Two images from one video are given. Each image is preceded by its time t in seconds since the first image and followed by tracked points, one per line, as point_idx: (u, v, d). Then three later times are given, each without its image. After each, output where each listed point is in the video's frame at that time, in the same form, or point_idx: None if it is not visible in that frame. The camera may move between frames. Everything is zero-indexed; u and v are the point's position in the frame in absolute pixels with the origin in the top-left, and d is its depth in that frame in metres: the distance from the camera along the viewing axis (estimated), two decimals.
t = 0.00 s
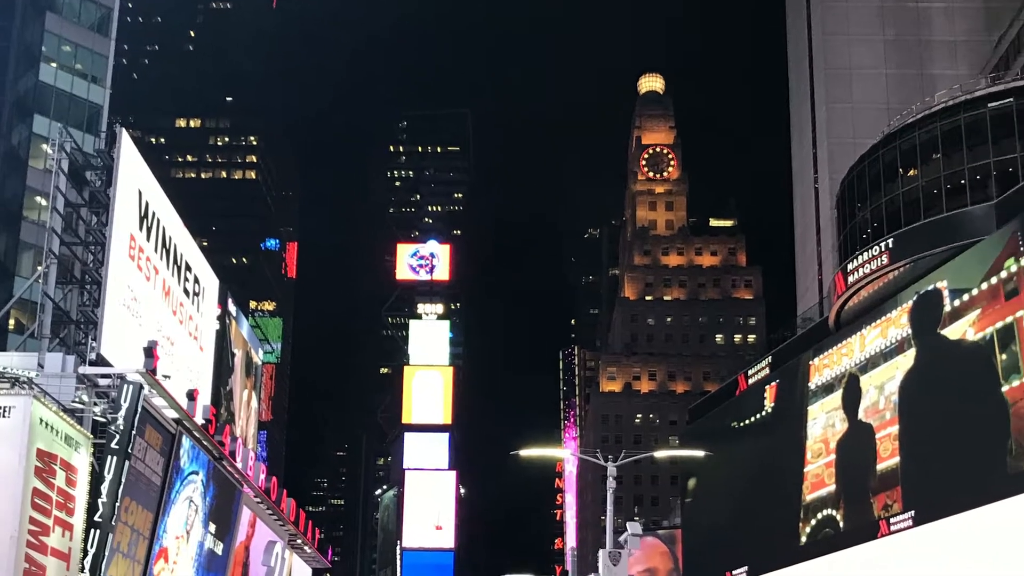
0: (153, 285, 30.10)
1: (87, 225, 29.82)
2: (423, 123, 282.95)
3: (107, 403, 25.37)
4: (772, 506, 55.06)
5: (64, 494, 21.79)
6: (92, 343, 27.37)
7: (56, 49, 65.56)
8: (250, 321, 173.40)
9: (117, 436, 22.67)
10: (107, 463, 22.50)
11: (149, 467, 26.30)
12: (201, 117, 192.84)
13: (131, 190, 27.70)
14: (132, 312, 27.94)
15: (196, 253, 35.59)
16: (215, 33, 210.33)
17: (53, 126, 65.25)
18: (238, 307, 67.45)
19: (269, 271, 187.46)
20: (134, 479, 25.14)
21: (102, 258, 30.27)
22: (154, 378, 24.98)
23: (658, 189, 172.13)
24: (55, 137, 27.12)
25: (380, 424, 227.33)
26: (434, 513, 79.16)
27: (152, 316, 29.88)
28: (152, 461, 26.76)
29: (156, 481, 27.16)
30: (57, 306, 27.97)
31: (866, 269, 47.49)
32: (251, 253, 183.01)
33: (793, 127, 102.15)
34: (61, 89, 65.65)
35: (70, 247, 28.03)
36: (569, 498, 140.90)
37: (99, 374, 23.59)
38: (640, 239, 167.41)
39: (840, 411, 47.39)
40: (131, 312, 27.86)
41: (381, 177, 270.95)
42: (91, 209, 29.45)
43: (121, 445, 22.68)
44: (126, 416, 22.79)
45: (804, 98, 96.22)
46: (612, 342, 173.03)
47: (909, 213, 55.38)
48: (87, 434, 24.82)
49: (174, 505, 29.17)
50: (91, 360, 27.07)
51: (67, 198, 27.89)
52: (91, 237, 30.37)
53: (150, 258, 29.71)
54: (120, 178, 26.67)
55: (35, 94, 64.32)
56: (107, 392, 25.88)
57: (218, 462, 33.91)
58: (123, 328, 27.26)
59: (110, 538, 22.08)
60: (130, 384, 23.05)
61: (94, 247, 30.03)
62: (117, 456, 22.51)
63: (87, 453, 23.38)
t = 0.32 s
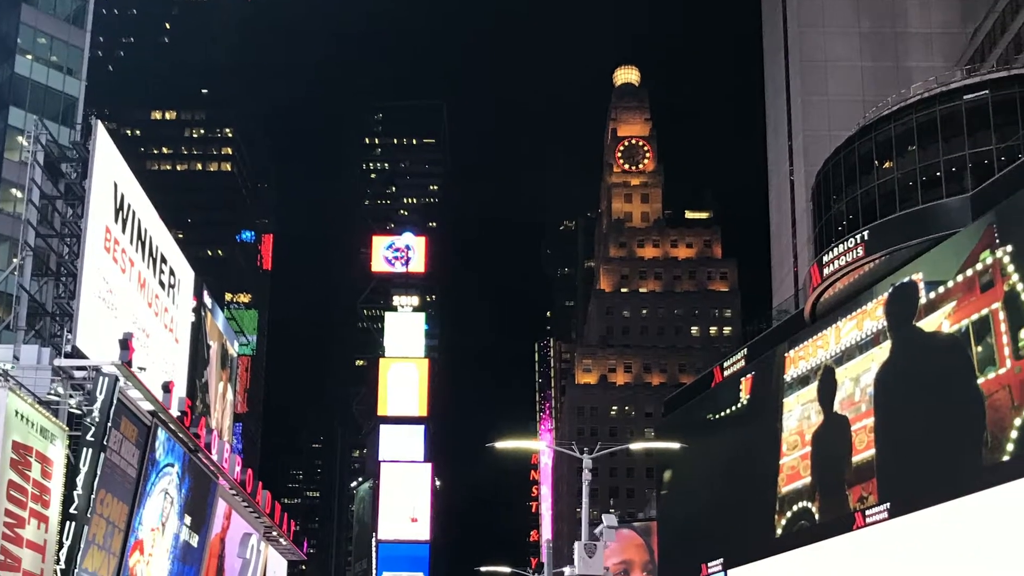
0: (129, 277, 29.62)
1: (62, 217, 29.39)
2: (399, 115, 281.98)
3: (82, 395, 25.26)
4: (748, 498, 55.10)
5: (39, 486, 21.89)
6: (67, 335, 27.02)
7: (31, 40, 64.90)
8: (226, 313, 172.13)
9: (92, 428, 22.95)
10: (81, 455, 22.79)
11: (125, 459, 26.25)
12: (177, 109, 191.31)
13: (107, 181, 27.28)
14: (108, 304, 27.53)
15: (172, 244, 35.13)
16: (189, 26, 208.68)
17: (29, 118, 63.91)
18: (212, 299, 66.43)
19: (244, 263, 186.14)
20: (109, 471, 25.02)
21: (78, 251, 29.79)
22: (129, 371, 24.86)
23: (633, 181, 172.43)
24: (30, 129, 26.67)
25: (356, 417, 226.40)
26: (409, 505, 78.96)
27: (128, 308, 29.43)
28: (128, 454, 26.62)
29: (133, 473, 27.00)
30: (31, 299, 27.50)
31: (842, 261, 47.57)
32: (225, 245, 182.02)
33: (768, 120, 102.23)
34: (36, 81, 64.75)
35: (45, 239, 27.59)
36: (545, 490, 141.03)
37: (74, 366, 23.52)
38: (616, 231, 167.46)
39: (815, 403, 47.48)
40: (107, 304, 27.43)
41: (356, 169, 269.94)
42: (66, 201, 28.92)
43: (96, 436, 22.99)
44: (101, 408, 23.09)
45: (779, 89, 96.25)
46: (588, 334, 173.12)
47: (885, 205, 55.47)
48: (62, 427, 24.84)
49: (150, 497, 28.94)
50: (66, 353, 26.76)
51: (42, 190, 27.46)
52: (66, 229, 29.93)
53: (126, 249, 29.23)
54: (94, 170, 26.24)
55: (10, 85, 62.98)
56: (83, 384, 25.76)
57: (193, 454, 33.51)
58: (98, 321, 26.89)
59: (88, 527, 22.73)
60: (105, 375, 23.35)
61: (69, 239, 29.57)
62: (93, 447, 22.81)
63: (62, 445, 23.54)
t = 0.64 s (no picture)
0: (104, 269, 29.17)
1: (37, 208, 28.98)
2: (374, 107, 280.81)
3: (58, 387, 24.97)
4: (723, 488, 55.08)
5: (15, 478, 21.64)
6: (43, 328, 26.63)
7: (6, 33, 63.95)
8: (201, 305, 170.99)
9: (67, 421, 22.98)
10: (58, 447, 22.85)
11: (100, 451, 25.91)
12: (152, 102, 189.69)
13: (83, 173, 26.90)
14: (83, 296, 27.13)
15: (147, 236, 34.63)
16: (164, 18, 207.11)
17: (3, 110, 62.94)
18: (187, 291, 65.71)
19: (219, 255, 185.02)
20: (84, 463, 24.73)
21: (53, 242, 29.42)
22: (105, 363, 24.59)
23: (609, 173, 172.58)
24: (4, 123, 26.31)
25: (332, 409, 225.63)
26: (384, 497, 78.74)
27: (103, 299, 29.01)
28: (104, 446, 26.29)
29: (108, 466, 26.63)
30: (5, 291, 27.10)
31: (817, 253, 47.51)
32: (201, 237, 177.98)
33: (744, 111, 102.20)
34: (12, 73, 63.63)
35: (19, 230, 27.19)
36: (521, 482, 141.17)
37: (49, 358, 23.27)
38: (591, 223, 167.53)
39: (790, 395, 47.54)
40: (83, 297, 27.04)
41: (332, 161, 268.77)
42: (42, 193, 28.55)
43: (71, 429, 22.99)
44: (77, 400, 23.15)
45: (754, 82, 96.37)
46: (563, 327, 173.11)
47: (861, 197, 55.54)
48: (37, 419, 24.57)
49: (126, 489, 28.57)
50: (42, 344, 26.38)
51: (16, 180, 27.10)
52: (42, 220, 29.49)
53: (101, 242, 28.80)
54: (70, 161, 25.86)
55: None
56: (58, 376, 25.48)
57: (168, 446, 33.04)
58: (75, 313, 26.51)
59: (62, 520, 22.65)
60: (80, 367, 23.30)
61: (44, 231, 29.16)
62: (69, 439, 22.86)
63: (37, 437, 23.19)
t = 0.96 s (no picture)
0: (80, 261, 28.74)
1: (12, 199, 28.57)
2: (349, 99, 279.64)
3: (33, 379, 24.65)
4: (699, 480, 55.10)
5: None
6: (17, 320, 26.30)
7: None
8: (177, 297, 170.05)
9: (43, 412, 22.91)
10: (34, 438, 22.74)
11: (75, 443, 25.60)
12: (127, 93, 188.39)
13: (58, 164, 26.50)
14: (59, 288, 26.79)
15: (123, 227, 34.16)
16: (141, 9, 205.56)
17: None
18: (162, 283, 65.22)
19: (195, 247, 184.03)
20: (60, 455, 24.48)
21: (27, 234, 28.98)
22: (80, 355, 24.29)
23: (584, 165, 172.51)
24: None
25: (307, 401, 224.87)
26: (360, 489, 78.42)
27: (78, 292, 28.62)
28: (80, 438, 26.02)
29: (83, 458, 26.32)
30: None
31: (793, 245, 47.50)
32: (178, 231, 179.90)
33: (720, 103, 102.23)
34: None
35: None
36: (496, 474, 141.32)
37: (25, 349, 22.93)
38: (566, 215, 167.51)
39: (766, 387, 47.62)
40: (58, 288, 26.71)
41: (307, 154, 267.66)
42: (16, 185, 28.11)
43: (46, 420, 22.93)
44: (52, 393, 23.04)
45: (730, 75, 96.38)
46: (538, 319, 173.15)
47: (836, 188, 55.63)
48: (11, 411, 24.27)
49: (101, 482, 28.20)
50: (16, 338, 26.01)
51: None
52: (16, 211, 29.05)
53: (77, 234, 28.38)
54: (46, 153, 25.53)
55: None
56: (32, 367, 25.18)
57: (144, 438, 32.64)
58: (51, 305, 26.22)
59: (37, 514, 22.47)
60: (56, 359, 23.13)
61: (19, 222, 28.69)
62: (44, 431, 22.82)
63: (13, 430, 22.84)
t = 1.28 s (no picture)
0: (55, 253, 28.23)
1: None
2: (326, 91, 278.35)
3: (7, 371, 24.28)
4: (674, 471, 55.10)
5: None
6: None
7: None
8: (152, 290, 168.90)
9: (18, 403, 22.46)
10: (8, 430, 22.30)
11: (51, 436, 25.23)
12: (102, 85, 186.87)
13: (33, 156, 26.00)
14: (34, 280, 26.37)
15: (99, 218, 33.63)
16: None
17: None
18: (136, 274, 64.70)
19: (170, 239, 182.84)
20: (35, 447, 24.09)
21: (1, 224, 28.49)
22: (56, 348, 23.80)
23: (560, 157, 172.42)
24: None
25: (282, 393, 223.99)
26: (335, 481, 78.07)
27: (53, 285, 28.15)
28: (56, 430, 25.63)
29: (59, 450, 25.93)
30: None
31: (768, 238, 47.43)
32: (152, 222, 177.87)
33: (695, 95, 102.23)
34: None
35: None
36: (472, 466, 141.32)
37: None
38: (542, 207, 167.36)
39: (741, 379, 47.67)
40: (33, 280, 26.32)
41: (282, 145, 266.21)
42: None
43: (22, 412, 22.49)
44: (28, 384, 22.61)
45: (706, 67, 96.35)
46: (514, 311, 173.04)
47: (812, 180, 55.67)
48: None
49: (76, 473, 27.82)
50: None
51: None
52: None
53: (52, 225, 27.88)
54: (20, 144, 25.06)
55: None
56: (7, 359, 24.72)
57: (120, 430, 32.18)
58: (26, 297, 25.85)
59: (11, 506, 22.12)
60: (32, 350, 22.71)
61: None
62: (19, 424, 22.39)
63: None
